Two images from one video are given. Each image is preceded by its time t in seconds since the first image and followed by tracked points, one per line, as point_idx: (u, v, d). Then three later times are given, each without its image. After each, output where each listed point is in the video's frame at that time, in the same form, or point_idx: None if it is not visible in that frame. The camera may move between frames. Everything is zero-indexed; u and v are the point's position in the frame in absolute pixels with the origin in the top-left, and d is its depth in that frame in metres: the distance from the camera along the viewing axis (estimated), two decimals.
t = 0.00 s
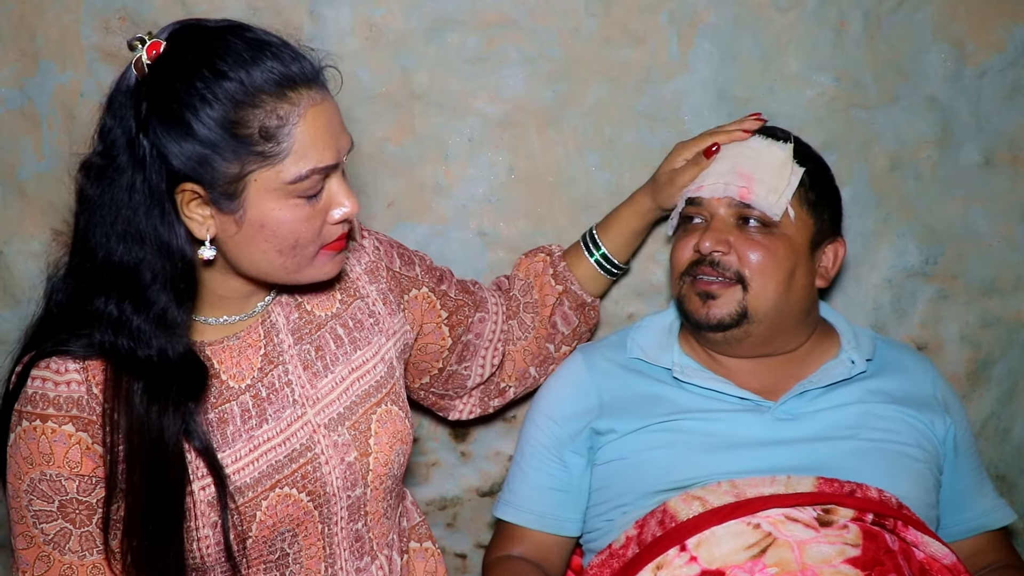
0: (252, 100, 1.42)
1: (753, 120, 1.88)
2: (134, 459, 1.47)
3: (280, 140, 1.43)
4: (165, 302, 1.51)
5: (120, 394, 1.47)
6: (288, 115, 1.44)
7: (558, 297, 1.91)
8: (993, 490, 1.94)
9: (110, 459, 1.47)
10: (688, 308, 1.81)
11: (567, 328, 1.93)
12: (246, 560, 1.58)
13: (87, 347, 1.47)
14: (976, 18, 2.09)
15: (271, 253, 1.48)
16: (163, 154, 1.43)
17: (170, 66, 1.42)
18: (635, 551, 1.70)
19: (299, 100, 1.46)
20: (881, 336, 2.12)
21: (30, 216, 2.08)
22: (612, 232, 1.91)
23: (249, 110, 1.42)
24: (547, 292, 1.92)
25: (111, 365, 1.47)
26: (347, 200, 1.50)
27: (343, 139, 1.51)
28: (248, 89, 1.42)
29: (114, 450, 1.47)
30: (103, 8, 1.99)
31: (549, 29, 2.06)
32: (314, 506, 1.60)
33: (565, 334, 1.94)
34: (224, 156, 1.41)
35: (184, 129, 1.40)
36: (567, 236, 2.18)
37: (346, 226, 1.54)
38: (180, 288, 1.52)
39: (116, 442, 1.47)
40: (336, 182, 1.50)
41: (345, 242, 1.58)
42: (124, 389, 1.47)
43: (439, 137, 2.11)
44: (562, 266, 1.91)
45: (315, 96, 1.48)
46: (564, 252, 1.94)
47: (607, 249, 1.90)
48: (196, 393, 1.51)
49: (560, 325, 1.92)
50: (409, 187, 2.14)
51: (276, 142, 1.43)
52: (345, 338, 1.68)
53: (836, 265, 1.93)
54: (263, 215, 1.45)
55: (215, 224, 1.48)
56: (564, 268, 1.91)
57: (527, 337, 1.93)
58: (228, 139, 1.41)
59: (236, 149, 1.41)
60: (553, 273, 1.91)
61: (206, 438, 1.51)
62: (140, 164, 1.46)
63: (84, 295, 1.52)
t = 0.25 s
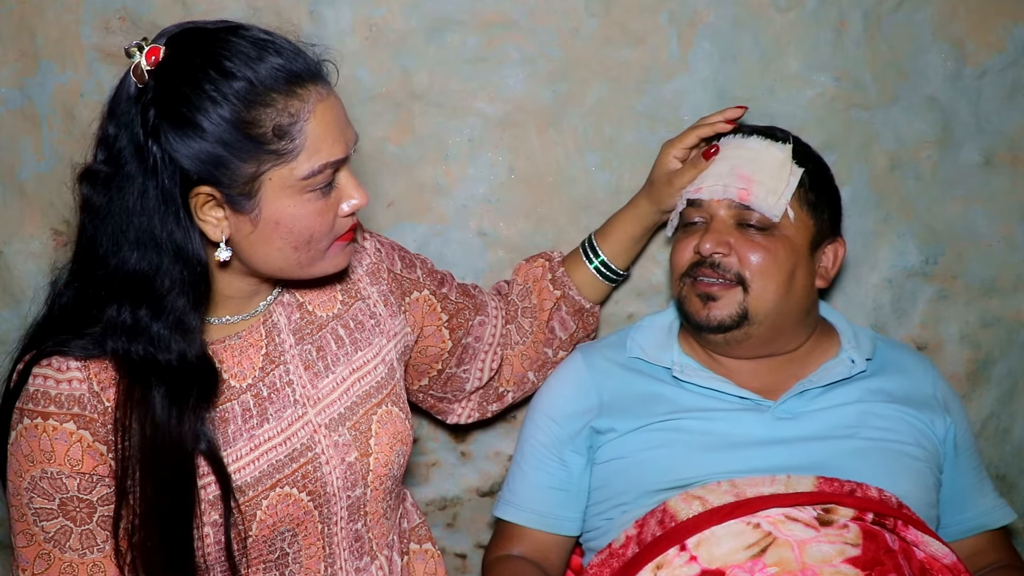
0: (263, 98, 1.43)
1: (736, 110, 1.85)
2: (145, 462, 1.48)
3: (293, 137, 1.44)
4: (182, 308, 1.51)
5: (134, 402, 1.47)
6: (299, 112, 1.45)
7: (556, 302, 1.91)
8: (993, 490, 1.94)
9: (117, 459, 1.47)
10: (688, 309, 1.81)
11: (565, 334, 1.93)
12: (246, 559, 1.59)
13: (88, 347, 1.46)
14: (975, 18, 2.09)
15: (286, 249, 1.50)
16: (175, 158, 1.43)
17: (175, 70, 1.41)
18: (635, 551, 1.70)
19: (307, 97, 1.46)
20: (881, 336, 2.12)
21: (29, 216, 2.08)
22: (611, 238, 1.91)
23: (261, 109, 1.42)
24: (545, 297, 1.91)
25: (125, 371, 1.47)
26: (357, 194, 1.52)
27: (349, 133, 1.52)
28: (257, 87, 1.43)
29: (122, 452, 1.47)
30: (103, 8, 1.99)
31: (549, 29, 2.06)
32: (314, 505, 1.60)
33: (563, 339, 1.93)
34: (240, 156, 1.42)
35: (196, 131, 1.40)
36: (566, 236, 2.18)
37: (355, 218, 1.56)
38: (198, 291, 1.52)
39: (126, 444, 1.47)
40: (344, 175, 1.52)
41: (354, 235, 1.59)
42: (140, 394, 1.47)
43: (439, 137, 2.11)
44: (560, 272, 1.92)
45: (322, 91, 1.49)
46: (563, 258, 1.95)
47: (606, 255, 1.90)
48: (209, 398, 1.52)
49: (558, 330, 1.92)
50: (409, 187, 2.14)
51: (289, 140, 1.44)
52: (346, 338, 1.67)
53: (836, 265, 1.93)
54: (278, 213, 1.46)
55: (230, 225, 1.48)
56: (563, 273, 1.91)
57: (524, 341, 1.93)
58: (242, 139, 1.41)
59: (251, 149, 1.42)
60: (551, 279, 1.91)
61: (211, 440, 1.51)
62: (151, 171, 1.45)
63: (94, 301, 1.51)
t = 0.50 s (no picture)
0: (266, 97, 1.43)
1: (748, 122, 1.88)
2: (145, 459, 1.48)
3: (295, 137, 1.44)
4: (181, 304, 1.51)
5: (134, 397, 1.47)
6: (303, 112, 1.45)
7: (559, 295, 1.90)
8: (993, 490, 1.94)
9: (118, 456, 1.47)
10: (688, 308, 1.81)
11: (570, 326, 1.92)
12: (248, 558, 1.58)
13: (91, 346, 1.47)
14: (975, 18, 2.10)
15: (287, 249, 1.50)
16: (177, 156, 1.42)
17: (180, 67, 1.42)
18: (635, 550, 1.70)
19: (310, 97, 1.46)
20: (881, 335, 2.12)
21: (29, 216, 2.08)
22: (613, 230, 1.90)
23: (264, 108, 1.42)
24: (548, 289, 1.91)
25: (124, 368, 1.47)
26: (358, 194, 1.52)
27: (353, 134, 1.52)
28: (261, 86, 1.43)
29: (122, 449, 1.47)
30: (103, 8, 1.99)
31: (549, 29, 2.06)
32: (316, 504, 1.60)
33: (568, 331, 1.92)
34: (241, 155, 1.42)
35: (199, 129, 1.40)
36: (566, 236, 2.18)
37: (357, 219, 1.56)
38: (197, 288, 1.52)
39: (128, 442, 1.47)
40: (347, 175, 1.52)
41: (355, 235, 1.60)
42: (140, 391, 1.47)
43: (439, 137, 2.11)
44: (564, 264, 1.90)
45: (326, 91, 1.49)
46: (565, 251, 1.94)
47: (609, 247, 1.89)
48: (209, 395, 1.51)
49: (563, 322, 1.92)
50: (409, 187, 2.14)
51: (292, 139, 1.44)
52: (348, 338, 1.67)
53: (836, 266, 1.93)
54: (279, 212, 1.46)
55: (231, 224, 1.48)
56: (566, 265, 1.90)
57: (530, 335, 1.93)
58: (245, 138, 1.41)
59: (253, 148, 1.42)
60: (555, 271, 1.91)
61: (212, 438, 1.51)
62: (153, 167, 1.45)
63: (95, 297, 1.52)
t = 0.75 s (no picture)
0: (267, 98, 1.43)
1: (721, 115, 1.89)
2: (146, 459, 1.48)
3: (296, 137, 1.44)
4: (182, 303, 1.51)
5: (134, 396, 1.47)
6: (303, 112, 1.45)
7: (562, 301, 1.90)
8: (993, 490, 1.94)
9: (118, 455, 1.47)
10: (688, 312, 1.81)
11: (573, 332, 1.93)
12: (248, 557, 1.58)
13: (91, 345, 1.47)
14: (975, 18, 2.10)
15: (287, 249, 1.50)
16: (178, 155, 1.42)
17: (181, 67, 1.42)
18: (636, 550, 1.70)
19: (311, 97, 1.46)
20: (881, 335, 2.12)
21: (29, 216, 2.08)
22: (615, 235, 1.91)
23: (264, 108, 1.42)
24: (550, 295, 1.91)
25: (125, 367, 1.47)
26: (359, 195, 1.52)
27: (353, 137, 1.52)
28: (262, 87, 1.43)
29: (123, 448, 1.47)
30: (103, 8, 1.99)
31: (549, 29, 2.06)
32: (317, 504, 1.60)
33: (570, 338, 1.93)
34: (242, 155, 1.42)
35: (199, 128, 1.40)
36: (566, 236, 2.18)
37: (357, 219, 1.56)
38: (197, 287, 1.52)
39: (128, 441, 1.47)
40: (347, 176, 1.52)
41: (356, 235, 1.59)
42: (141, 390, 1.47)
43: (439, 137, 2.11)
44: (566, 270, 1.91)
45: (327, 92, 1.49)
46: (568, 257, 1.94)
47: (611, 252, 1.90)
48: (209, 394, 1.51)
49: (565, 329, 1.92)
50: (409, 187, 2.14)
51: (292, 139, 1.44)
52: (349, 338, 1.68)
53: (837, 269, 1.93)
54: (279, 212, 1.46)
55: (231, 223, 1.48)
56: (569, 271, 1.90)
57: (530, 341, 1.93)
58: (245, 138, 1.41)
59: (253, 148, 1.42)
60: (557, 277, 1.91)
61: (213, 437, 1.51)
62: (154, 167, 1.45)
63: (95, 297, 1.52)
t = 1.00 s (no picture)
0: (267, 98, 1.43)
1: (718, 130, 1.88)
2: (146, 458, 1.48)
3: (296, 137, 1.44)
4: (181, 303, 1.51)
5: (134, 396, 1.47)
6: (303, 113, 1.45)
7: (551, 313, 1.90)
8: (993, 490, 1.94)
9: (118, 455, 1.47)
10: (685, 312, 1.81)
11: (564, 344, 1.93)
12: (248, 557, 1.58)
13: (92, 345, 1.47)
14: (975, 18, 2.09)
15: (287, 249, 1.50)
16: (178, 155, 1.42)
17: (182, 67, 1.42)
18: (635, 550, 1.70)
19: (312, 98, 1.46)
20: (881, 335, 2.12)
21: (29, 216, 2.08)
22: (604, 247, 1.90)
23: (265, 108, 1.42)
24: (540, 307, 1.91)
25: (124, 367, 1.47)
26: (358, 195, 1.52)
27: (353, 137, 1.52)
28: (262, 87, 1.43)
29: (123, 448, 1.47)
30: (103, 8, 1.99)
31: (549, 29, 2.06)
32: (317, 503, 1.60)
33: (562, 348, 1.93)
34: (242, 155, 1.42)
35: (200, 128, 1.40)
36: (566, 236, 2.18)
37: (357, 219, 1.56)
38: (197, 287, 1.52)
39: (128, 441, 1.47)
40: (347, 176, 1.52)
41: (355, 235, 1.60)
42: (141, 390, 1.47)
43: (439, 137, 2.11)
44: (555, 282, 1.90)
45: (327, 92, 1.49)
46: (558, 267, 1.93)
47: (600, 263, 1.89)
48: (209, 394, 1.52)
49: (556, 340, 1.92)
50: (409, 187, 2.14)
51: (292, 140, 1.44)
52: (348, 338, 1.68)
53: (836, 268, 1.93)
54: (279, 212, 1.46)
55: (231, 223, 1.49)
56: (558, 283, 1.90)
57: (520, 352, 1.93)
58: (245, 138, 1.41)
59: (254, 148, 1.42)
60: (546, 289, 1.90)
61: (213, 437, 1.51)
62: (154, 167, 1.45)
63: (96, 296, 1.52)
